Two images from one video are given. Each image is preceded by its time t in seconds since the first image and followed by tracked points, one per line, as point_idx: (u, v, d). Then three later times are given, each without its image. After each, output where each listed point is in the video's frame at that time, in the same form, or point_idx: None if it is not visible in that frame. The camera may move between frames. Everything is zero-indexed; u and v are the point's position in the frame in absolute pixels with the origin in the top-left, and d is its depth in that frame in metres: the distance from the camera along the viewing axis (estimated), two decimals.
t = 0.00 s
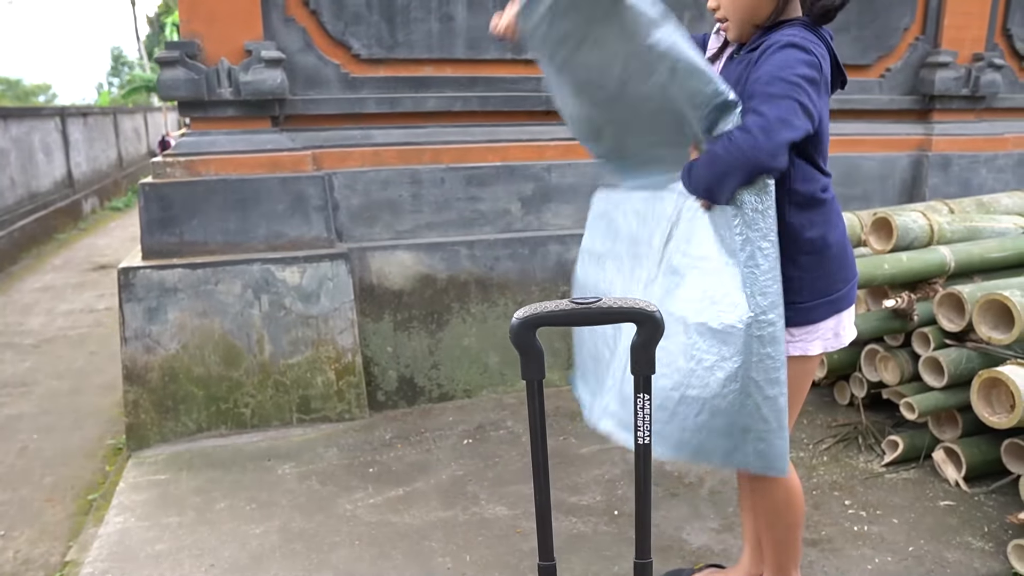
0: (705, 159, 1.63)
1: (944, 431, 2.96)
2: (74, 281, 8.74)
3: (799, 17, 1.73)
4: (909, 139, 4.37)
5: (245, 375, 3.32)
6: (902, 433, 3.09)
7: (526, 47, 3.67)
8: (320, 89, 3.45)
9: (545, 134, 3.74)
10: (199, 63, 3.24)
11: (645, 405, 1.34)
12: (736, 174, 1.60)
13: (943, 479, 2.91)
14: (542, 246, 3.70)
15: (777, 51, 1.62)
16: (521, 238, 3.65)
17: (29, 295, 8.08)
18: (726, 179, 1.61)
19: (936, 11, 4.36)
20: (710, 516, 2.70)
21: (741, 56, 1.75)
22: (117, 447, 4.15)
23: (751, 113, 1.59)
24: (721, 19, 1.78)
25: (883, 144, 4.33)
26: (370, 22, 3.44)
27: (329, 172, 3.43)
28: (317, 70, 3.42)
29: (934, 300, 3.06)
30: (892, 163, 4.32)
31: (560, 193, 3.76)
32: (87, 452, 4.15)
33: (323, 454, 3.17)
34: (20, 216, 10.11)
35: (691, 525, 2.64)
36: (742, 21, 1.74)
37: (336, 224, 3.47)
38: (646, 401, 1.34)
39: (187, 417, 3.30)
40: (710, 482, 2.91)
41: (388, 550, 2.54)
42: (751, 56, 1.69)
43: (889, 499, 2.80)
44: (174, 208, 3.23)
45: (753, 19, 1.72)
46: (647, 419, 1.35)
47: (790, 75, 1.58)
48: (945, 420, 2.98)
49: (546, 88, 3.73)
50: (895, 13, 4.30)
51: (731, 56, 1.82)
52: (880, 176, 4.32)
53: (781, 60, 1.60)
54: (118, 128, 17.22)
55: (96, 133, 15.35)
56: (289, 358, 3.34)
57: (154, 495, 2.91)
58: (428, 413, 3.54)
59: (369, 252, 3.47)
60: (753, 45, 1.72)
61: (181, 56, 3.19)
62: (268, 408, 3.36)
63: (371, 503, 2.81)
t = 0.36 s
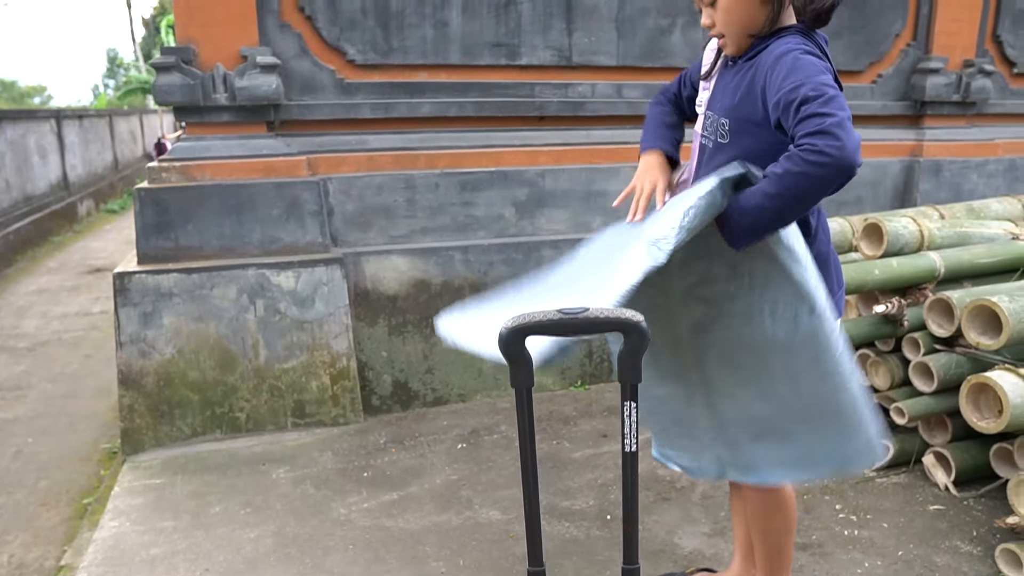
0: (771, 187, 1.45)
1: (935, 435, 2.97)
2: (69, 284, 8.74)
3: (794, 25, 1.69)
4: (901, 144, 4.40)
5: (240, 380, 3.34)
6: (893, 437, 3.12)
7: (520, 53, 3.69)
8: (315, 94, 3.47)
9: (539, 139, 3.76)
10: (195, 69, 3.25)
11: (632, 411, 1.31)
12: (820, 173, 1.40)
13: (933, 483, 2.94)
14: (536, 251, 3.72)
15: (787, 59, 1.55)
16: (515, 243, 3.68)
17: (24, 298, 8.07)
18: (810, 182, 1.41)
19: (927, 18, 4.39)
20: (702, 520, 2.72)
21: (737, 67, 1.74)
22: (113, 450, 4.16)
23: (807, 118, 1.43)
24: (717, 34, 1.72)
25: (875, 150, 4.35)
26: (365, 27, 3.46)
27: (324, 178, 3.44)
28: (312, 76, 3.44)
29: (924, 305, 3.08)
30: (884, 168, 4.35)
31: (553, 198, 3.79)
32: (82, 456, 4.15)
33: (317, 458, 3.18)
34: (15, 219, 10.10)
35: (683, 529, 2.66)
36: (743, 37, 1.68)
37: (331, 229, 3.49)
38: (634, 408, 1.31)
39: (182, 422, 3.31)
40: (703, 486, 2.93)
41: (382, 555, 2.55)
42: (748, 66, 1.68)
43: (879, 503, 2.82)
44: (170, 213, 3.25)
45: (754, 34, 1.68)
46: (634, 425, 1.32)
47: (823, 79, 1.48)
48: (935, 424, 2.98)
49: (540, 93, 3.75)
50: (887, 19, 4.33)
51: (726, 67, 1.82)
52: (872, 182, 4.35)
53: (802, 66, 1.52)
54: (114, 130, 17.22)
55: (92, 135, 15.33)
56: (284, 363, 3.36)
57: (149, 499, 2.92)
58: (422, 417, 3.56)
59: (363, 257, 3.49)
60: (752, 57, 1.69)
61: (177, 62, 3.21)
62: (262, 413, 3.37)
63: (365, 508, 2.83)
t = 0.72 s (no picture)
0: (795, 227, 1.43)
1: (927, 480, 2.98)
2: (61, 316, 8.71)
3: (786, 88, 1.67)
4: (889, 186, 4.46)
5: (233, 425, 3.33)
6: (885, 482, 3.13)
7: (513, 99, 3.75)
8: (310, 140, 3.50)
9: (532, 183, 3.81)
10: (192, 115, 3.29)
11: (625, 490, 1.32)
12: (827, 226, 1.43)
13: (926, 529, 2.94)
14: (530, 294, 3.75)
15: (796, 125, 1.56)
16: (508, 287, 3.70)
17: (16, 331, 8.04)
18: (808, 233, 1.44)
19: (913, 62, 4.48)
20: (696, 569, 2.71)
21: (735, 127, 1.72)
22: (103, 492, 4.13)
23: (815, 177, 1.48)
24: (705, 91, 1.68)
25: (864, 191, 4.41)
26: (360, 74, 3.51)
27: (319, 223, 3.47)
28: (308, 121, 3.48)
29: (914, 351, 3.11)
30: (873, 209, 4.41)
31: (545, 240, 3.82)
32: (71, 498, 4.12)
33: (310, 504, 3.17)
34: (8, 250, 10.09)
35: None
36: (734, 100, 1.66)
37: (325, 273, 3.51)
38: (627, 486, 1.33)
39: (174, 468, 3.30)
40: (696, 533, 2.93)
41: None
42: (745, 129, 1.67)
43: (873, 551, 2.82)
44: (165, 258, 3.26)
45: (745, 97, 1.65)
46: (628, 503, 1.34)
47: (829, 149, 1.52)
48: (927, 469, 3.00)
49: (533, 138, 3.80)
50: (873, 63, 4.42)
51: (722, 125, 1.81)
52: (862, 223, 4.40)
53: (808, 136, 1.54)
54: (109, 160, 17.29)
55: (86, 165, 15.37)
56: (278, 408, 3.36)
57: (140, 548, 2.90)
58: (416, 462, 3.56)
59: (358, 301, 3.51)
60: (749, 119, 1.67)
61: (174, 108, 3.24)
62: (256, 458, 3.36)
63: (359, 557, 2.81)
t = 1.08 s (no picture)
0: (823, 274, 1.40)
1: (919, 541, 2.94)
2: (44, 378, 8.61)
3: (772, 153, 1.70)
4: (870, 246, 4.53)
5: (216, 489, 3.27)
6: (878, 543, 3.09)
7: (500, 162, 3.83)
8: (299, 203, 3.55)
9: (519, 245, 3.86)
10: (183, 178, 3.33)
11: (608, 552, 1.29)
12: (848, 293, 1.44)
13: None
14: (516, 355, 3.75)
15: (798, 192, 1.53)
16: (495, 348, 3.71)
17: None
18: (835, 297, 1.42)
19: (888, 127, 4.61)
20: None
21: (722, 190, 1.73)
22: (79, 559, 4.01)
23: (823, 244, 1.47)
24: (690, 156, 1.70)
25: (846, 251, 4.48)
26: (349, 138, 3.58)
27: (307, 285, 3.49)
28: (297, 185, 3.53)
29: (900, 409, 3.11)
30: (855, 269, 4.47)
31: (532, 301, 3.85)
32: (46, 567, 4.00)
33: (293, 572, 3.09)
34: None
35: None
36: (718, 165, 1.68)
37: (312, 334, 3.50)
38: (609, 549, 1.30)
39: (154, 533, 3.22)
40: None
41: None
42: (739, 189, 1.67)
43: None
44: (152, 320, 3.25)
45: (729, 163, 1.68)
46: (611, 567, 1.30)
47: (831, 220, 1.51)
48: (920, 529, 2.96)
49: (520, 201, 3.86)
50: (850, 126, 4.54)
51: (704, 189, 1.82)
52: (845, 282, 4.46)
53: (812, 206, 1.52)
54: (99, 222, 17.35)
55: (76, 227, 15.41)
56: (262, 471, 3.31)
57: None
58: (401, 527, 3.50)
59: (345, 362, 3.50)
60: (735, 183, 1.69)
61: (165, 171, 3.28)
62: (238, 523, 3.30)
63: None
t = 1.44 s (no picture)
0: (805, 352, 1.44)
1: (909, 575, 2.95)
2: (25, 413, 8.51)
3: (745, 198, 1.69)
4: (854, 281, 4.58)
5: (197, 526, 3.23)
6: None
7: (486, 199, 3.87)
8: (286, 238, 3.56)
9: (505, 280, 3.88)
10: (170, 213, 3.34)
11: None
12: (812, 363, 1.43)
13: None
14: (503, 390, 3.75)
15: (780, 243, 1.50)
16: (481, 383, 3.71)
17: None
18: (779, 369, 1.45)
19: (869, 165, 4.69)
20: None
21: (698, 234, 1.69)
22: None
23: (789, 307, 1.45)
24: (662, 199, 1.64)
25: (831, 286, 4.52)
26: (337, 175, 3.62)
27: (293, 319, 3.49)
28: (284, 220, 3.55)
29: (885, 443, 3.11)
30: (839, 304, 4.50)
31: (519, 335, 3.86)
32: None
33: None
34: None
35: None
36: (693, 208, 1.64)
37: (297, 369, 3.49)
38: None
39: (133, 571, 3.16)
40: None
41: None
42: (719, 233, 1.64)
43: None
44: (135, 354, 3.23)
45: (703, 207, 1.65)
46: None
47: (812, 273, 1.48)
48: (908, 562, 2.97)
49: (506, 237, 3.90)
50: (832, 164, 4.62)
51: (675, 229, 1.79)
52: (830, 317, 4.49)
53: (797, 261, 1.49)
54: (86, 256, 17.31)
55: (63, 260, 15.35)
56: (245, 508, 3.27)
57: None
58: (386, 564, 3.45)
59: (329, 398, 3.48)
60: (713, 229, 1.65)
61: (152, 207, 3.30)
62: (220, 561, 3.24)
63: None
